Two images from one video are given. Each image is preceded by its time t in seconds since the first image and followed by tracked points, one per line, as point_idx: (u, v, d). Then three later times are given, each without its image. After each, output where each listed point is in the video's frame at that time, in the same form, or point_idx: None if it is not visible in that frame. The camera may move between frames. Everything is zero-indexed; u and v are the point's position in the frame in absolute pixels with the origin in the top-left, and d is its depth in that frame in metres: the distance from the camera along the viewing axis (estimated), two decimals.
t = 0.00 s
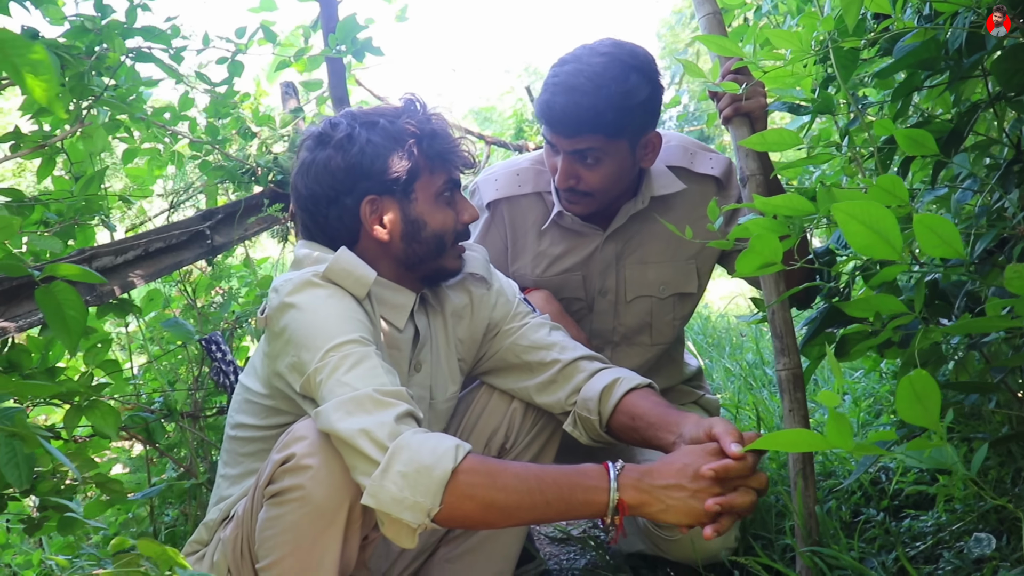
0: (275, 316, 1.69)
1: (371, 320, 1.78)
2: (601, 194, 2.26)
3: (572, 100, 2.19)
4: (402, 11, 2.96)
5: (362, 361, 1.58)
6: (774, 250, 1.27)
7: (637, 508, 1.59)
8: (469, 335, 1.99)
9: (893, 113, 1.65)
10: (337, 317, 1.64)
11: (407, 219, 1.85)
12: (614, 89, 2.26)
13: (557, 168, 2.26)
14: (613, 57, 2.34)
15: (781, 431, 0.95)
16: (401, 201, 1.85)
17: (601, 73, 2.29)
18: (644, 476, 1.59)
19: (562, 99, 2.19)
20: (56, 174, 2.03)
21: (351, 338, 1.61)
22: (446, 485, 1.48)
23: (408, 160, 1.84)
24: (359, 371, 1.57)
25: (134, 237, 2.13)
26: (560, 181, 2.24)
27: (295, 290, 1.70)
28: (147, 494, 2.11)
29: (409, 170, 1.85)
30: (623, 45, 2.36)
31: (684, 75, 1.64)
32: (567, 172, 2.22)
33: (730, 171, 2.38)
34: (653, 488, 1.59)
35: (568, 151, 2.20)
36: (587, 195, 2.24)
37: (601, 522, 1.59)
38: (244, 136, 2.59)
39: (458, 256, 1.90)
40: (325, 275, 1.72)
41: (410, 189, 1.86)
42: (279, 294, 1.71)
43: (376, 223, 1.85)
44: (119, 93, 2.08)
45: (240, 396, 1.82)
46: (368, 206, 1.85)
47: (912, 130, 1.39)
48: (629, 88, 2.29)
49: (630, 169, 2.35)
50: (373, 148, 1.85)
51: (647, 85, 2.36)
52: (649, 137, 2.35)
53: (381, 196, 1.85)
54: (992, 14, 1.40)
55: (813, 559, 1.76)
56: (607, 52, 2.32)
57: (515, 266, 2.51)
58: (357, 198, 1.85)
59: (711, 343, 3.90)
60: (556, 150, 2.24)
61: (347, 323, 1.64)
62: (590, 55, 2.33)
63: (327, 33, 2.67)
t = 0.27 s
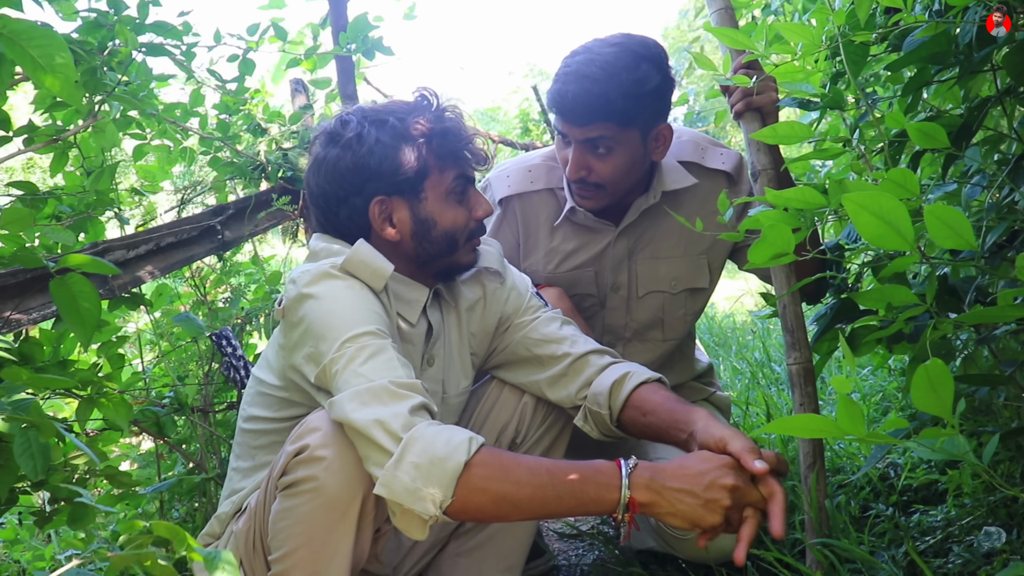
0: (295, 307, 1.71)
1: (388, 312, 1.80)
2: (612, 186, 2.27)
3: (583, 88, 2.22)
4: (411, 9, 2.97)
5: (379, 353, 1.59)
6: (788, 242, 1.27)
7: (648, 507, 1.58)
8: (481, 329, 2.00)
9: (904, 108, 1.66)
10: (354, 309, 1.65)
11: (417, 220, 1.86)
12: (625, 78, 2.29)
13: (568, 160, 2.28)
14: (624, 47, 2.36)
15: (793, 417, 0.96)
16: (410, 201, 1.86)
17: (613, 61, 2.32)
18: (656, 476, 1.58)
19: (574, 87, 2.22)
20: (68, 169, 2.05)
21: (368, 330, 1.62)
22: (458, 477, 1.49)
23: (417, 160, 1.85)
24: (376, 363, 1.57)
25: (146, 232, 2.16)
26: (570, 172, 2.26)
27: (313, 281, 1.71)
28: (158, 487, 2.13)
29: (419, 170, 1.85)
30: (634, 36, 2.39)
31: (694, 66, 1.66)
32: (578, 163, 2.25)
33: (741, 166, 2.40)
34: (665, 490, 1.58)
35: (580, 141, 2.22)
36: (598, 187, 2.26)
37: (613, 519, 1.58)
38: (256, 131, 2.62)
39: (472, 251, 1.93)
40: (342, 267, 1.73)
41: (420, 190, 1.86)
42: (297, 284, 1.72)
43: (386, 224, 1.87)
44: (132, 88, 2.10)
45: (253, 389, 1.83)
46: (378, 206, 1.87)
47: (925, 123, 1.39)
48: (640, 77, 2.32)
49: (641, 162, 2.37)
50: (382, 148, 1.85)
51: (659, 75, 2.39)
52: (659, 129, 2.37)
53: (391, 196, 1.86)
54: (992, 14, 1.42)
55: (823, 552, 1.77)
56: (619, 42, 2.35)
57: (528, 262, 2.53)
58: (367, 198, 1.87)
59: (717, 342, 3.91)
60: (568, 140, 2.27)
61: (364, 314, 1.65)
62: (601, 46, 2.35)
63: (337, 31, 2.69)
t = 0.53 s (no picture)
0: (302, 303, 1.72)
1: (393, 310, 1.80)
2: (621, 181, 2.27)
3: (589, 83, 2.23)
4: (413, 9, 2.98)
5: (382, 352, 1.59)
6: (789, 240, 1.28)
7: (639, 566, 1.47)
8: (490, 330, 2.03)
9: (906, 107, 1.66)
10: (359, 307, 1.66)
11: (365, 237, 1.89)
12: (630, 71, 2.30)
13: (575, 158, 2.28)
14: (626, 42, 2.39)
15: (794, 413, 0.96)
16: (360, 218, 1.88)
17: (617, 56, 2.33)
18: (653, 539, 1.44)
19: (580, 82, 2.23)
20: (74, 169, 2.07)
21: (373, 329, 1.62)
22: (445, 484, 1.46)
23: (362, 184, 1.84)
24: (379, 361, 1.57)
25: (151, 231, 2.18)
26: (578, 168, 2.25)
27: (322, 277, 1.72)
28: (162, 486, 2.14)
29: (366, 194, 1.85)
30: (635, 31, 2.42)
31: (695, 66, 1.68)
32: (587, 159, 2.25)
33: (744, 165, 2.41)
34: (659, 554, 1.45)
35: (587, 134, 2.23)
36: (607, 183, 2.26)
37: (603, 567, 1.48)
38: (259, 133, 2.61)
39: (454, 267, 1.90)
40: (352, 265, 1.76)
41: (367, 210, 1.87)
42: (304, 281, 1.73)
43: (348, 234, 1.92)
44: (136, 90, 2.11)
45: (259, 386, 1.85)
46: (340, 215, 1.91)
47: (925, 123, 1.40)
48: (645, 69, 2.34)
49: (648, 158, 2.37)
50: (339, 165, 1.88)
51: (662, 68, 2.40)
52: (665, 124, 2.40)
53: (346, 207, 1.89)
54: (993, 14, 1.43)
55: (824, 550, 1.79)
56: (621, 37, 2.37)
57: (533, 261, 2.53)
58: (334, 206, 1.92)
59: (720, 342, 3.92)
60: (574, 138, 2.27)
61: (369, 312, 1.65)
62: (605, 43, 2.38)
63: (340, 32, 2.70)
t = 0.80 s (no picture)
0: (294, 303, 1.73)
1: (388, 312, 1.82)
2: (621, 181, 2.27)
3: (587, 80, 2.24)
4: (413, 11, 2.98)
5: (375, 355, 1.60)
6: (785, 240, 1.29)
7: None
8: (490, 336, 2.02)
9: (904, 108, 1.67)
10: (352, 308, 1.67)
11: (345, 234, 1.91)
12: (629, 68, 2.30)
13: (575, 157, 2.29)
14: (625, 40, 2.39)
15: (792, 415, 0.97)
16: (342, 215, 1.91)
17: (615, 54, 2.33)
18: None
19: (578, 80, 2.24)
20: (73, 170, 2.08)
21: (366, 330, 1.63)
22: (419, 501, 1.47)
23: (340, 181, 1.86)
24: (370, 364, 1.59)
25: (152, 232, 2.19)
26: (579, 167, 2.26)
27: (314, 277, 1.74)
28: (162, 486, 2.15)
29: (346, 191, 1.87)
30: (634, 29, 2.42)
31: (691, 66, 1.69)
32: (587, 158, 2.25)
33: (747, 166, 2.41)
34: None
35: (587, 133, 2.24)
36: (607, 182, 2.26)
37: None
38: (259, 134, 2.66)
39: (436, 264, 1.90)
40: (344, 263, 1.76)
41: (347, 207, 1.89)
42: (297, 281, 1.75)
43: (335, 229, 1.95)
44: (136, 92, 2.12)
45: (256, 386, 1.85)
46: (327, 213, 1.94)
47: (922, 123, 1.40)
48: (643, 66, 2.33)
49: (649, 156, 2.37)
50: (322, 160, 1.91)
51: (661, 65, 2.40)
52: (666, 122, 2.39)
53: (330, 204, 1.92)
54: (992, 13, 1.43)
55: (822, 551, 1.79)
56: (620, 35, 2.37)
57: (537, 265, 2.54)
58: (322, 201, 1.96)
59: (720, 344, 3.92)
60: (574, 137, 2.28)
61: (362, 314, 1.66)
62: (603, 40, 2.38)
63: (340, 34, 2.71)
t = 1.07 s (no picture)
0: (283, 305, 1.78)
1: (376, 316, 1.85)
2: (622, 183, 2.28)
3: (586, 81, 2.25)
4: (413, 15, 3.00)
5: (353, 364, 1.63)
6: (779, 244, 1.30)
7: None
8: (489, 347, 2.03)
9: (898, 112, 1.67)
10: (338, 313, 1.70)
11: (337, 237, 1.93)
12: (627, 68, 2.32)
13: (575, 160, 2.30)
14: (623, 41, 2.40)
15: (787, 420, 0.97)
16: (334, 218, 1.93)
17: (613, 55, 2.35)
18: None
19: (577, 82, 2.25)
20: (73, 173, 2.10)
21: (349, 338, 1.67)
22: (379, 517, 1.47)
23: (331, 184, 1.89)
24: (348, 373, 1.62)
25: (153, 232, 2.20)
26: (579, 169, 2.26)
27: (303, 281, 1.78)
28: (161, 487, 2.16)
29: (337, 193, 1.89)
30: (631, 31, 2.43)
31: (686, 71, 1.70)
32: (588, 160, 2.26)
33: (746, 168, 2.42)
34: None
35: (586, 134, 2.25)
36: (608, 184, 2.27)
37: None
38: (258, 138, 2.66)
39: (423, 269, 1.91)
40: (333, 268, 1.80)
41: (339, 210, 1.91)
42: (287, 284, 1.79)
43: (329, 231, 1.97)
44: (134, 95, 2.14)
45: (251, 387, 1.90)
46: (322, 215, 1.96)
47: (915, 127, 1.41)
48: (642, 67, 2.35)
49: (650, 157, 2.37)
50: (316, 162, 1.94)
51: (660, 66, 2.41)
52: (665, 123, 2.39)
53: (324, 207, 1.95)
54: (991, 13, 1.42)
55: (818, 553, 1.80)
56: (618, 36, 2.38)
57: (536, 269, 2.55)
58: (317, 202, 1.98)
59: (720, 346, 3.93)
60: (574, 140, 2.29)
61: (346, 320, 1.70)
62: (602, 42, 2.39)
63: (339, 37, 2.73)
